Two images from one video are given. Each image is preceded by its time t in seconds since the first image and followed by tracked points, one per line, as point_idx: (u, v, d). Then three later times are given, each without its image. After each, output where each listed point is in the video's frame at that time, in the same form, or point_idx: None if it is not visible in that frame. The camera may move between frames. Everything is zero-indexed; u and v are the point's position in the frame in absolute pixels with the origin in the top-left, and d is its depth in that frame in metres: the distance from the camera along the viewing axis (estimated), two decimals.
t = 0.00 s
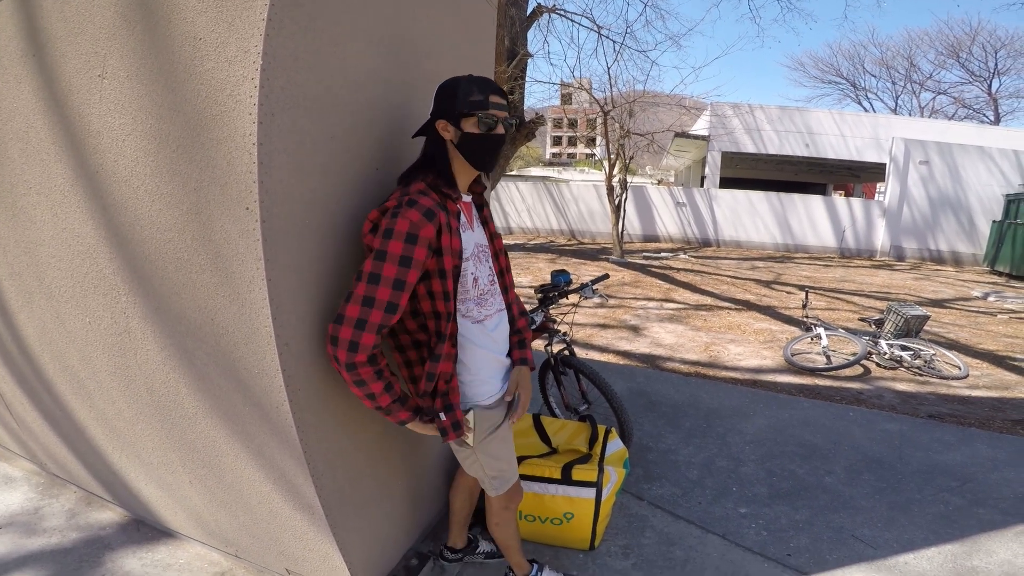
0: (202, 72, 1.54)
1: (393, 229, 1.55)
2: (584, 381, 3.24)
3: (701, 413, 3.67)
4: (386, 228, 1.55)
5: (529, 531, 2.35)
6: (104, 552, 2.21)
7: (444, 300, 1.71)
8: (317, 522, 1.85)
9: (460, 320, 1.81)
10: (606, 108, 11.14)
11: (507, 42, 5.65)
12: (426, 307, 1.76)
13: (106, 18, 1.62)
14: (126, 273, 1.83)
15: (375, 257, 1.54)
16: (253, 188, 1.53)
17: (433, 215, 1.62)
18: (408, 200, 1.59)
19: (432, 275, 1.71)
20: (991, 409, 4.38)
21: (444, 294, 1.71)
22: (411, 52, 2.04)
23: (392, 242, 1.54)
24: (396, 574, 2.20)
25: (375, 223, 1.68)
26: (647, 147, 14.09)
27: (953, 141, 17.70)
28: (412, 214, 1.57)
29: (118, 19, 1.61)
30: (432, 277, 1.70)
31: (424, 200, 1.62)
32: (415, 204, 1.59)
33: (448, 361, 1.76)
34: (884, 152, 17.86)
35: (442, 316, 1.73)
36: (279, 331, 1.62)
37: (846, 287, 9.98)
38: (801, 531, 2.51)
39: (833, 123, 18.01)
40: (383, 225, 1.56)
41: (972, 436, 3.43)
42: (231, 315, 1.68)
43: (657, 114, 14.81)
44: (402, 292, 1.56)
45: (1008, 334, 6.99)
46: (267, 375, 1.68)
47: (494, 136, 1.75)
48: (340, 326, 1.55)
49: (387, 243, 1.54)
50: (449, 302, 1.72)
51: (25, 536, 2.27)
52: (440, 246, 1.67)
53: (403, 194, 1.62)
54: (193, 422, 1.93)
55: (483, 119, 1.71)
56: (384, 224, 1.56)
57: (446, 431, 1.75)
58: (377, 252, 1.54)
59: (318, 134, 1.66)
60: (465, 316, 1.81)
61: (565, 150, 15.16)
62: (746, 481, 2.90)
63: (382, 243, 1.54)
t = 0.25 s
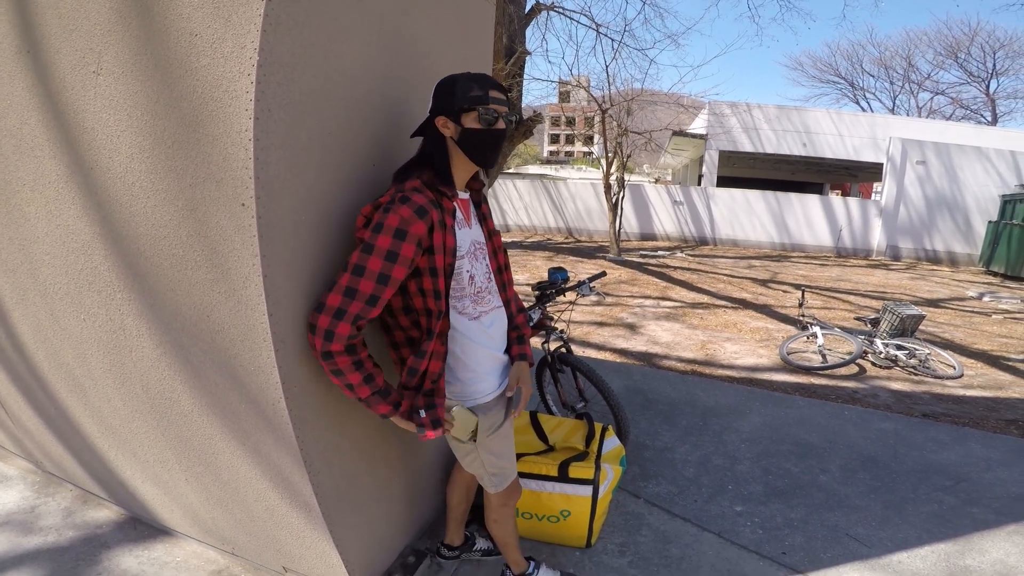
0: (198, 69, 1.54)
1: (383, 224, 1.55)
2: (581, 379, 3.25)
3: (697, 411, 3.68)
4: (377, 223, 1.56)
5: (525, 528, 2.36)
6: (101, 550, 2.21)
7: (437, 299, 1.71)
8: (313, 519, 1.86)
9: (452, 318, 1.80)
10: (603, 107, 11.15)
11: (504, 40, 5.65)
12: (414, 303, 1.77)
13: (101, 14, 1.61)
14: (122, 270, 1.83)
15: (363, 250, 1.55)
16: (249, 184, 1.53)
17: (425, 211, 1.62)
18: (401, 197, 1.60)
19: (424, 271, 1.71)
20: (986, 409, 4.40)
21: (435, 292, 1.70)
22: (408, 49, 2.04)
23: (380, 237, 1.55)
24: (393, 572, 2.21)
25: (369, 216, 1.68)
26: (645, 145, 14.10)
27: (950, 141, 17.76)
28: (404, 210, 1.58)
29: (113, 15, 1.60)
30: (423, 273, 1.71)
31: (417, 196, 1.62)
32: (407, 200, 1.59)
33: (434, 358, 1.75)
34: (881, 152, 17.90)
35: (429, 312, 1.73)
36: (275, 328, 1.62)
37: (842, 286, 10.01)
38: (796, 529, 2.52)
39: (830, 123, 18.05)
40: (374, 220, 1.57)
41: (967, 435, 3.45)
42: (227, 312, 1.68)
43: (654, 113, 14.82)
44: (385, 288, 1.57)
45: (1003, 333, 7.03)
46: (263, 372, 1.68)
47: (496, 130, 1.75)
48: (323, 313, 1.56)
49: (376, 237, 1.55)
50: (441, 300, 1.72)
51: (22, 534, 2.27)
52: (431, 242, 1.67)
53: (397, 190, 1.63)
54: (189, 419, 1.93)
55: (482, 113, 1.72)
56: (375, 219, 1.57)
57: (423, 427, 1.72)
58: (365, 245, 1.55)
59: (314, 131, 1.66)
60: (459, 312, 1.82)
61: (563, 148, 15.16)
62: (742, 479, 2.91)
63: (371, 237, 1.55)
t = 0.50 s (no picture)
0: (196, 63, 1.54)
1: (373, 216, 1.56)
2: (578, 376, 3.26)
3: (693, 409, 3.70)
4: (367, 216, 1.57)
5: (522, 525, 2.37)
6: (96, 546, 2.22)
7: (428, 290, 1.74)
8: (309, 514, 1.86)
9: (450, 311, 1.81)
10: (603, 104, 11.14)
11: (504, 36, 5.64)
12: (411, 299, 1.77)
13: (98, 9, 1.61)
14: (118, 263, 1.83)
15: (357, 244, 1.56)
16: (246, 179, 1.52)
17: (414, 202, 1.63)
18: (389, 188, 1.61)
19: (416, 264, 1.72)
20: (981, 410, 4.42)
21: (428, 283, 1.73)
22: (407, 45, 2.03)
23: (371, 230, 1.56)
24: (389, 568, 2.22)
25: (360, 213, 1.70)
26: (644, 143, 14.09)
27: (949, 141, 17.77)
28: (391, 201, 1.58)
29: (110, 10, 1.60)
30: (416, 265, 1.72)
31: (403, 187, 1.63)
32: (394, 191, 1.60)
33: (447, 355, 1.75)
34: (880, 152, 17.91)
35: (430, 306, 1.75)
36: (273, 323, 1.62)
37: (840, 285, 10.03)
38: (790, 528, 2.54)
39: (830, 122, 18.04)
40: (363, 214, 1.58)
41: (961, 436, 3.47)
42: (224, 306, 1.68)
43: (654, 111, 14.81)
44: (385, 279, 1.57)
45: (999, 334, 7.05)
46: (260, 367, 1.68)
47: (496, 137, 1.76)
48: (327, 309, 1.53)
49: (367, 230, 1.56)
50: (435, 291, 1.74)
51: (16, 529, 2.28)
52: (420, 232, 1.67)
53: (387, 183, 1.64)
54: (185, 414, 1.93)
55: (487, 119, 1.72)
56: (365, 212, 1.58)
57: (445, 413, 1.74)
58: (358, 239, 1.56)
59: (312, 125, 1.65)
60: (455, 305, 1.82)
61: (562, 145, 15.14)
62: (737, 478, 2.93)
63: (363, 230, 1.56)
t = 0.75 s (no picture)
0: (199, 57, 1.53)
1: (372, 220, 1.56)
2: (576, 374, 3.25)
3: (690, 408, 3.69)
4: (366, 220, 1.57)
5: (517, 523, 2.36)
6: (85, 539, 2.21)
7: (429, 286, 1.73)
8: (303, 511, 1.85)
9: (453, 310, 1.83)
10: (603, 103, 11.14)
11: (506, 34, 5.63)
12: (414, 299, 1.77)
13: (101, 2, 1.60)
14: (117, 257, 1.81)
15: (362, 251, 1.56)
16: (246, 172, 1.51)
17: (408, 200, 1.62)
18: (383, 188, 1.59)
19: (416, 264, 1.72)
20: (977, 411, 4.43)
21: (430, 280, 1.73)
22: (409, 41, 2.02)
23: (373, 233, 1.55)
24: (382, 565, 2.21)
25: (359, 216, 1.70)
26: (644, 142, 14.09)
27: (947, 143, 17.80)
28: (386, 201, 1.57)
29: (112, 2, 1.58)
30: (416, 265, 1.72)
31: (398, 185, 1.61)
32: (389, 190, 1.59)
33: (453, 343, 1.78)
34: (878, 153, 17.93)
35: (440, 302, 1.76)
36: (269, 318, 1.61)
37: (838, 285, 10.04)
38: (785, 528, 2.54)
39: (829, 122, 18.06)
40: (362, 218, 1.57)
41: (958, 437, 3.47)
42: (221, 300, 1.67)
43: (654, 110, 14.81)
44: (395, 282, 1.57)
45: (996, 336, 7.06)
46: (256, 362, 1.67)
47: (499, 146, 1.78)
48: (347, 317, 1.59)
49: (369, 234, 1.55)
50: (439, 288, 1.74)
51: (5, 522, 2.27)
52: (417, 231, 1.66)
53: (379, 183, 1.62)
54: (180, 408, 1.92)
55: (496, 128, 1.74)
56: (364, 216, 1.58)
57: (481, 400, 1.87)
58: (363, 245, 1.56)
59: (313, 120, 1.64)
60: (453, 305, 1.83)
61: (562, 143, 15.14)
62: (733, 477, 2.92)
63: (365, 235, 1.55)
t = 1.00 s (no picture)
0: (201, 53, 1.51)
1: (367, 222, 1.54)
2: (591, 356, 3.23)
3: (707, 391, 3.67)
4: (358, 221, 1.54)
5: (534, 506, 2.37)
6: (121, 531, 2.26)
7: (414, 291, 1.68)
8: (324, 498, 1.88)
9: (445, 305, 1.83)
10: (613, 83, 10.96)
11: (511, 16, 5.53)
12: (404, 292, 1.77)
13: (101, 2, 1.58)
14: (131, 253, 1.82)
15: (356, 253, 1.55)
16: (255, 165, 1.50)
17: (407, 201, 1.59)
18: (378, 187, 1.56)
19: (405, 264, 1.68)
20: (1000, 392, 4.35)
21: (416, 284, 1.67)
22: (414, 25, 1.98)
23: (369, 236, 1.54)
24: (403, 550, 2.24)
25: (346, 210, 1.64)
26: (657, 121, 13.86)
27: (973, 114, 17.29)
28: (383, 202, 1.54)
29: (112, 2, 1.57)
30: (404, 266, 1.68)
31: (396, 185, 1.59)
32: (386, 191, 1.56)
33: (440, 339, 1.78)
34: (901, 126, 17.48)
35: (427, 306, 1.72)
36: (283, 309, 1.61)
37: (857, 263, 9.87)
38: (803, 513, 2.52)
39: (849, 95, 17.61)
40: (354, 218, 1.55)
41: (980, 420, 3.41)
42: (238, 291, 1.67)
43: (664, 90, 14.56)
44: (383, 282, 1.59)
45: (1021, 313, 6.90)
46: (274, 353, 1.68)
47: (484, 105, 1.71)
48: (336, 315, 1.60)
49: (363, 236, 1.54)
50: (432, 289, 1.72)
51: (47, 516, 2.31)
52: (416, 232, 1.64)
53: (373, 179, 1.59)
54: (202, 399, 1.94)
55: (473, 88, 1.67)
56: (357, 216, 1.55)
57: (450, 417, 1.80)
58: (356, 247, 1.55)
59: (320, 109, 1.62)
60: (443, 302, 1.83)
61: (573, 124, 14.96)
62: (750, 461, 2.91)
63: (358, 237, 1.54)
